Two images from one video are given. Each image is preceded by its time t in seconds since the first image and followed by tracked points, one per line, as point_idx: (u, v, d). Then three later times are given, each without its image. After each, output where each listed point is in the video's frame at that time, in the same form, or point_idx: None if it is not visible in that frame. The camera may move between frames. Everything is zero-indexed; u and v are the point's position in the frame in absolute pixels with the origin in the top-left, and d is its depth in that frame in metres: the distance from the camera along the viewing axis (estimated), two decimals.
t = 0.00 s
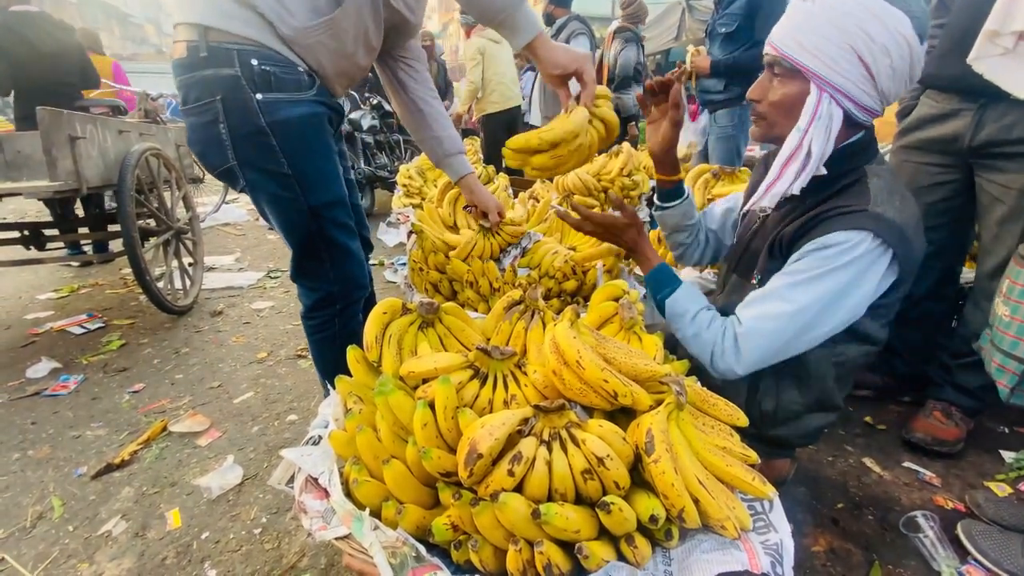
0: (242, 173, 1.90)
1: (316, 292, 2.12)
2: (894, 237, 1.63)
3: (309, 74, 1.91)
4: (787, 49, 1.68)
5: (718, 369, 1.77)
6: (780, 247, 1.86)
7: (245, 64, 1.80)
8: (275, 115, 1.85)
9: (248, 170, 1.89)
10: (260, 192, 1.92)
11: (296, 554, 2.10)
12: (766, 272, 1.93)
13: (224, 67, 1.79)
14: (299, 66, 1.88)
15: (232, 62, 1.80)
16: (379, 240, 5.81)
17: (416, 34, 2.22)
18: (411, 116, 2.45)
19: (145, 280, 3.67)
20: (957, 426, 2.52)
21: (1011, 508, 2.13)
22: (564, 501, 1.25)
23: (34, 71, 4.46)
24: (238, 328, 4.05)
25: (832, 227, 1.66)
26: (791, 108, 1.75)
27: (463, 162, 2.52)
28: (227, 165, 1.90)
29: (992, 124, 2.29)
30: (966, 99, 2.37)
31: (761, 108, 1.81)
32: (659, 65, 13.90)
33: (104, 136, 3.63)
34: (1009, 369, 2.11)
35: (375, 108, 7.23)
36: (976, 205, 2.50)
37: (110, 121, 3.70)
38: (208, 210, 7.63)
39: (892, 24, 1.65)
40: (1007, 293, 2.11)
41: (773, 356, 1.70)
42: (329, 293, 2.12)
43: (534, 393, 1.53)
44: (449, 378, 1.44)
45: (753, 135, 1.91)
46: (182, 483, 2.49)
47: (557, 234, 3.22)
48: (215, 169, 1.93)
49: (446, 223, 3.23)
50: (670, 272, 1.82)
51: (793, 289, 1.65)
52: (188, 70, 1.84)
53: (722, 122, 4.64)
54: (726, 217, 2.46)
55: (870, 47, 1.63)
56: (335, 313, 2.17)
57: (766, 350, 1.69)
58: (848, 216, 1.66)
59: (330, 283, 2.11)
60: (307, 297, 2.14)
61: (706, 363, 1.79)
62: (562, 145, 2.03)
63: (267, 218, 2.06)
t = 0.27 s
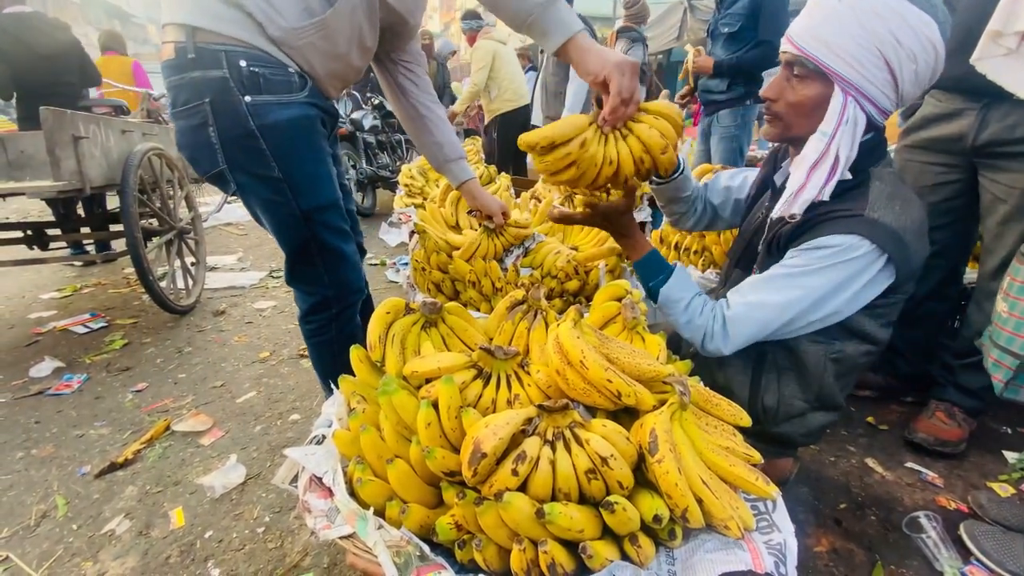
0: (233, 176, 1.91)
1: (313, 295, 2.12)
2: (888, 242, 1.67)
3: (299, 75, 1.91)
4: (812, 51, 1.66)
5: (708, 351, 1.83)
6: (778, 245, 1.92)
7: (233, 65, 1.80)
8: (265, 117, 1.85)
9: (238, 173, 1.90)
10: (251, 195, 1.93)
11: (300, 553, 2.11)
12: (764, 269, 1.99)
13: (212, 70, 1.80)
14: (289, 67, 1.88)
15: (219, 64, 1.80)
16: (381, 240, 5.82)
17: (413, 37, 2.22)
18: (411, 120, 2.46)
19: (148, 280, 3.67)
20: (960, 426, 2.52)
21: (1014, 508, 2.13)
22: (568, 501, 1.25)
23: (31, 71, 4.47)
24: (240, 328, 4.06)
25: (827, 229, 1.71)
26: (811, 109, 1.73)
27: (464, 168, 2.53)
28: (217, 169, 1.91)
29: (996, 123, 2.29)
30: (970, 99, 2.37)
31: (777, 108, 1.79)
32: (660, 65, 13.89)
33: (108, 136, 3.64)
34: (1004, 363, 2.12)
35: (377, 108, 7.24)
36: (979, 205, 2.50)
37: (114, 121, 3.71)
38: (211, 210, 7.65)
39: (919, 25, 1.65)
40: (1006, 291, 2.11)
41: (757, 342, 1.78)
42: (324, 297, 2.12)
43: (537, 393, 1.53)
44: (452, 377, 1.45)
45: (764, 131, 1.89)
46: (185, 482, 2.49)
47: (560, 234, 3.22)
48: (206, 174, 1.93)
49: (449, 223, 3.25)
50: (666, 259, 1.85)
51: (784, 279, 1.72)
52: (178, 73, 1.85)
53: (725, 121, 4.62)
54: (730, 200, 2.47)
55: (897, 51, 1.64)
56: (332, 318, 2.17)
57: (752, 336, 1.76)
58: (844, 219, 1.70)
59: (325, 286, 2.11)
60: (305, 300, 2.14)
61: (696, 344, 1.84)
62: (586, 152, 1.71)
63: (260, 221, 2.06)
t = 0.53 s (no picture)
0: (239, 180, 1.90)
1: (321, 295, 2.13)
2: (903, 232, 1.62)
3: (302, 77, 1.90)
4: (806, 48, 1.66)
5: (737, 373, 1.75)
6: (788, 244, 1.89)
7: (236, 68, 1.78)
8: (269, 120, 1.84)
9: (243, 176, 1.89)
10: (256, 197, 1.92)
11: (301, 553, 2.11)
12: (772, 268, 1.99)
13: (214, 73, 1.78)
14: (291, 69, 1.86)
15: (222, 67, 1.78)
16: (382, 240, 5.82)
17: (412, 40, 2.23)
18: (412, 119, 2.48)
19: (149, 279, 3.68)
20: (961, 427, 2.51)
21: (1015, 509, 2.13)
22: (569, 500, 1.26)
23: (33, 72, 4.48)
24: (242, 328, 4.06)
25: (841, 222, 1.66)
26: (810, 107, 1.72)
27: (464, 168, 2.55)
28: (222, 172, 1.89)
29: (998, 123, 2.28)
30: (972, 100, 2.37)
31: (776, 109, 1.76)
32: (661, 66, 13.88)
33: (109, 136, 3.64)
34: (1006, 365, 2.13)
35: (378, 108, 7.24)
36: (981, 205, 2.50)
37: (115, 121, 3.71)
38: (212, 210, 7.66)
39: (907, 18, 1.67)
40: (1008, 291, 2.12)
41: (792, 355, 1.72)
42: (334, 297, 2.13)
43: (538, 392, 1.53)
44: (454, 377, 1.45)
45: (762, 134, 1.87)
46: (186, 482, 2.50)
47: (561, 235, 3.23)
48: (210, 177, 1.92)
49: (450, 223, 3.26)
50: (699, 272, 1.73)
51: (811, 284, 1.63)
52: (178, 75, 1.82)
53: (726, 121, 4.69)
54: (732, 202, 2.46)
55: (890, 41, 1.65)
56: (339, 316, 2.18)
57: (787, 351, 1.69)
58: (856, 212, 1.65)
59: (334, 287, 2.11)
60: (312, 300, 2.15)
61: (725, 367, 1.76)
62: (611, 153, 1.64)
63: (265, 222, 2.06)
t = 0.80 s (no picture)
0: (252, 184, 1.90)
1: (334, 295, 2.14)
2: (921, 227, 1.60)
3: (311, 80, 1.90)
4: (796, 58, 1.65)
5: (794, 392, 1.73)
6: (801, 245, 1.85)
7: (247, 72, 1.77)
8: (282, 123, 1.84)
9: (257, 181, 1.89)
10: (268, 201, 1.92)
11: (302, 552, 2.11)
12: (785, 269, 1.95)
13: (225, 77, 1.77)
14: (300, 72, 1.86)
15: (233, 71, 1.77)
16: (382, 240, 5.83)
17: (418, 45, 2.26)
18: (416, 119, 2.49)
19: (150, 279, 3.68)
20: (961, 428, 2.52)
21: (1015, 509, 2.13)
22: (571, 498, 1.26)
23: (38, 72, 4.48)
24: (243, 328, 4.06)
25: (859, 221, 1.61)
26: (805, 113, 1.72)
27: (466, 169, 2.57)
28: (235, 176, 1.89)
29: (999, 125, 2.29)
30: (974, 102, 2.38)
31: (772, 117, 1.77)
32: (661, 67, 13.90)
33: (111, 136, 3.65)
34: (1001, 362, 2.14)
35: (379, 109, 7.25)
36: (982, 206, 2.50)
37: (117, 121, 3.72)
38: (212, 210, 7.67)
39: (894, 15, 1.65)
40: (1003, 291, 2.12)
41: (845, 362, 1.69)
42: (347, 297, 2.14)
43: (540, 392, 1.54)
44: (456, 376, 1.46)
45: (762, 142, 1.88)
46: (187, 481, 2.50)
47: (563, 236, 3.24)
48: (223, 181, 1.93)
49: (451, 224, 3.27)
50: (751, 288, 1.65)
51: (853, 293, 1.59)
52: (189, 80, 1.81)
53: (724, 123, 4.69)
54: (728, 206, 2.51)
55: (879, 41, 1.63)
56: (351, 316, 2.19)
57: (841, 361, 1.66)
58: (872, 208, 1.62)
59: (348, 287, 2.12)
60: (323, 300, 2.16)
61: (783, 388, 1.72)
62: (642, 179, 1.63)
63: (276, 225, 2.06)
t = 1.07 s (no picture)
0: (260, 188, 1.91)
1: (342, 297, 2.15)
2: (932, 221, 1.62)
3: (319, 83, 1.90)
4: (780, 73, 1.67)
5: (873, 411, 1.67)
6: (813, 249, 1.82)
7: (255, 76, 1.77)
8: (291, 126, 1.85)
9: (265, 185, 1.90)
10: (277, 204, 1.93)
11: (302, 552, 2.12)
12: (796, 271, 1.94)
13: (233, 81, 1.77)
14: (309, 74, 1.86)
15: (241, 75, 1.78)
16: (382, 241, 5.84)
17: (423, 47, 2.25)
18: (418, 120, 2.51)
19: (150, 279, 3.68)
20: (961, 428, 2.53)
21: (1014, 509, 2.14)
22: (572, 497, 1.27)
23: (39, 73, 4.49)
24: (243, 328, 4.07)
25: (874, 223, 1.61)
26: (800, 122, 1.73)
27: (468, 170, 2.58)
28: (244, 180, 1.90)
29: (1001, 126, 2.29)
30: (973, 103, 2.39)
31: (767, 130, 1.77)
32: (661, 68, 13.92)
33: (112, 136, 3.66)
34: (1002, 365, 2.15)
35: (378, 110, 7.26)
36: (982, 206, 2.52)
37: (118, 121, 3.73)
38: (212, 211, 7.68)
39: (870, 17, 1.66)
40: (1002, 292, 2.13)
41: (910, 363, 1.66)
42: (354, 299, 2.16)
43: (540, 392, 1.55)
44: (456, 376, 1.47)
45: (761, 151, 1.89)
46: (188, 481, 2.50)
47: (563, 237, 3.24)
48: (231, 186, 1.93)
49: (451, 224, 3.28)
50: (789, 315, 1.65)
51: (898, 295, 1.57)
52: (196, 84, 1.81)
53: (721, 124, 4.64)
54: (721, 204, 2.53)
55: (861, 44, 1.64)
56: (358, 318, 2.21)
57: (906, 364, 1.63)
58: (887, 208, 1.61)
59: (356, 289, 2.14)
60: (329, 302, 2.17)
61: (859, 407, 1.66)
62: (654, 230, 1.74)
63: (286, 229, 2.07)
